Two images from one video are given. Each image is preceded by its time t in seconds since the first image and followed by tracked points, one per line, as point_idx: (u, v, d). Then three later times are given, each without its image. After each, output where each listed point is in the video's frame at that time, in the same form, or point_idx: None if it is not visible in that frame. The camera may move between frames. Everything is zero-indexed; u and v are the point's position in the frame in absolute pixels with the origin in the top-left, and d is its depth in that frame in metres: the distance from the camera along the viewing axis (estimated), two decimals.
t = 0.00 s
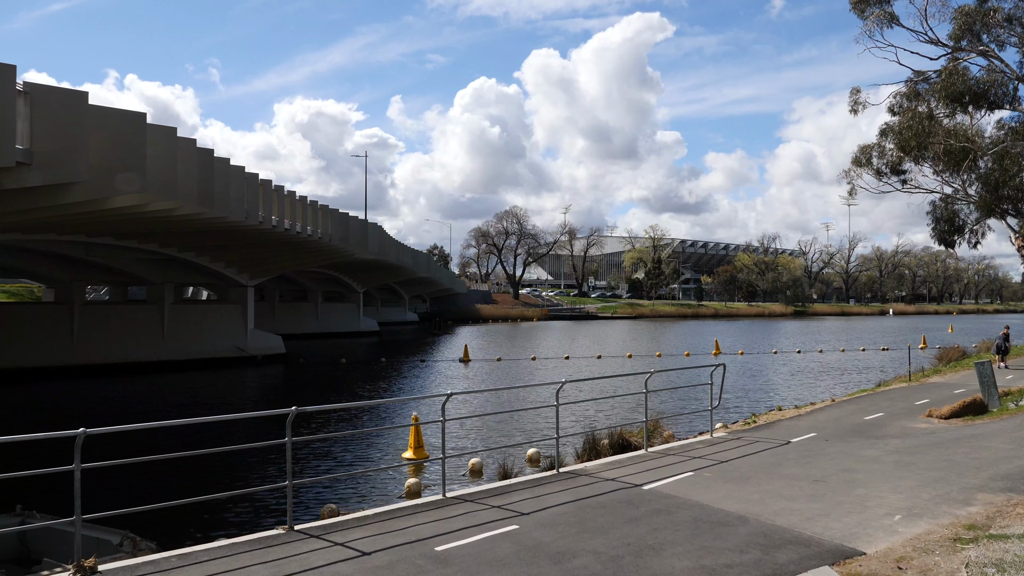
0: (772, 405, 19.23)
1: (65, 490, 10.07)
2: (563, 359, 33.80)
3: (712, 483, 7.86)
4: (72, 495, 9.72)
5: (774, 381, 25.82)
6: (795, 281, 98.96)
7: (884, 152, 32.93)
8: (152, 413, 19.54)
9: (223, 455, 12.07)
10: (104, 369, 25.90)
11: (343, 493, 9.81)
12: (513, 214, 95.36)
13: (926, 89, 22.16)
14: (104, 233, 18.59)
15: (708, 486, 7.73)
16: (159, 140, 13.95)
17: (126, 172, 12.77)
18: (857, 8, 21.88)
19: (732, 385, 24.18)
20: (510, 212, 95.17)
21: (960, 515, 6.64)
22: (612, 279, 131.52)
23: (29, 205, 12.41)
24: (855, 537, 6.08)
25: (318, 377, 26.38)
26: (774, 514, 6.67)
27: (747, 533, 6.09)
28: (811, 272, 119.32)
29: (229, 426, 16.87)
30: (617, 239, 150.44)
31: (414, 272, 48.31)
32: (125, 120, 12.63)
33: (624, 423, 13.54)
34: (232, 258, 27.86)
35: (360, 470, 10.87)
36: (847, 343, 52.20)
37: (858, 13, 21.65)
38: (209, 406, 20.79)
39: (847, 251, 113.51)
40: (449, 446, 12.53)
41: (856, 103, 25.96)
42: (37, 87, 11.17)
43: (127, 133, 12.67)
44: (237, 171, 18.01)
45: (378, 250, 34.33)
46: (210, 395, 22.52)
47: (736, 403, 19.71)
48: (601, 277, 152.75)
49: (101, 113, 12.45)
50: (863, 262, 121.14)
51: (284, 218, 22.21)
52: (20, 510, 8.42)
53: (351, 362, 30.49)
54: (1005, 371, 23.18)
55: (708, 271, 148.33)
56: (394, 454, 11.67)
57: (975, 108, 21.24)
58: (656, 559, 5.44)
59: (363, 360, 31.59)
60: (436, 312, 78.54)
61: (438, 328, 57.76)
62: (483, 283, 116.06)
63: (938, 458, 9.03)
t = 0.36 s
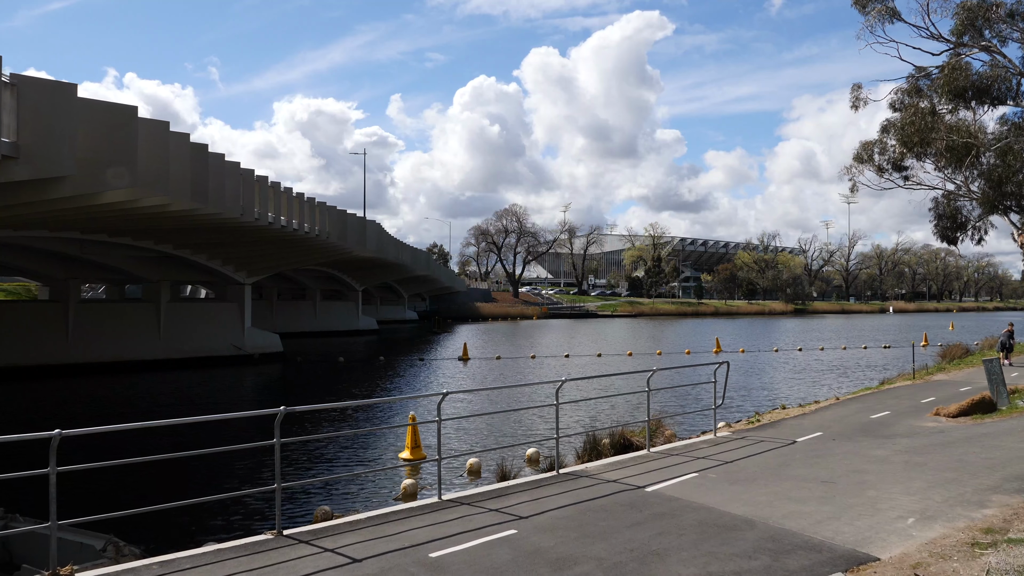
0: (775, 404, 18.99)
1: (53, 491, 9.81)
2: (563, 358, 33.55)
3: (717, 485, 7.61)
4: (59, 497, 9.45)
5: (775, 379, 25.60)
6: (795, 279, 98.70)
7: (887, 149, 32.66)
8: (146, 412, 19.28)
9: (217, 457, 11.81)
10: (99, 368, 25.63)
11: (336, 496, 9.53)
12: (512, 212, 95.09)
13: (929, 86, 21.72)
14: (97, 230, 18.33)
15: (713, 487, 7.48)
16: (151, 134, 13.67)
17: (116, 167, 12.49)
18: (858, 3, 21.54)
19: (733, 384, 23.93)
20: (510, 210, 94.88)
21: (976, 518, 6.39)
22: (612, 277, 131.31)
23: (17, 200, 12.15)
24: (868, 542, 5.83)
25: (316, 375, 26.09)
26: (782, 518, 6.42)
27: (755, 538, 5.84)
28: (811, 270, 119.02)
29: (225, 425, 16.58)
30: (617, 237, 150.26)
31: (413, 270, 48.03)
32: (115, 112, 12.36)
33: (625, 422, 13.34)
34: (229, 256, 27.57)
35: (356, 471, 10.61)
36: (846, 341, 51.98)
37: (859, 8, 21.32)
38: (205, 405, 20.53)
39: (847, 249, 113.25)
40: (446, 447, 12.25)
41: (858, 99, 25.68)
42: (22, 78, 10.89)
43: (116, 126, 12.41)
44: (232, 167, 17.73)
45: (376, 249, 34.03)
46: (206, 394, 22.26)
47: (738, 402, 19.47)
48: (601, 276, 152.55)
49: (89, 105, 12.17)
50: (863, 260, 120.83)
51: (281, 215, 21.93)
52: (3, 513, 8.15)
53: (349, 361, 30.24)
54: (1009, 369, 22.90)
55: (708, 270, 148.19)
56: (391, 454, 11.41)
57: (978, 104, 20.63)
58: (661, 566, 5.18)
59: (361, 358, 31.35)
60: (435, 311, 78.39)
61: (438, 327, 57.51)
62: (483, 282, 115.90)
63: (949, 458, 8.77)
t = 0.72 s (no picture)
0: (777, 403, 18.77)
1: (43, 489, 9.62)
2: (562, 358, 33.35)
3: (722, 483, 7.40)
4: (47, 496, 9.23)
5: (777, 378, 25.40)
6: (795, 279, 98.47)
7: (888, 146, 32.36)
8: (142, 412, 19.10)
9: (211, 455, 11.61)
10: (95, 368, 25.43)
11: (331, 495, 9.33)
12: (512, 212, 94.88)
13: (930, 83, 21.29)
14: (91, 228, 18.12)
15: (718, 486, 7.28)
16: (146, 129, 13.46)
17: (108, 162, 12.27)
18: None
19: (735, 382, 23.73)
20: (509, 210, 94.65)
21: (990, 516, 6.18)
22: (612, 278, 131.13)
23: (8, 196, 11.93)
24: (880, 541, 5.62)
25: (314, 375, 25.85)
26: (790, 517, 6.22)
27: (763, 537, 5.63)
28: (811, 270, 118.73)
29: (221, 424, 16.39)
30: (616, 237, 150.13)
31: (412, 269, 47.78)
32: (107, 106, 12.16)
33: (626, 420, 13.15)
34: (225, 254, 27.35)
35: (351, 470, 10.41)
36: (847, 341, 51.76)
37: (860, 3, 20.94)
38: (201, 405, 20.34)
39: (847, 249, 113.05)
40: (444, 445, 12.03)
41: (858, 96, 25.46)
42: (13, 71, 10.67)
43: (108, 119, 12.19)
44: (228, 163, 17.51)
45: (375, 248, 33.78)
46: (202, 394, 22.03)
47: (740, 401, 19.26)
48: (600, 276, 152.39)
49: (80, 99, 11.95)
50: (862, 260, 120.59)
51: (277, 213, 21.70)
52: None
53: (347, 361, 30.04)
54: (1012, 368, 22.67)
55: (707, 270, 148.04)
56: (388, 452, 11.20)
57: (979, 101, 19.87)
58: (665, 567, 4.98)
59: (360, 358, 31.15)
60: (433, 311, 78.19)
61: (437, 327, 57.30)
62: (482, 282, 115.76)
63: (959, 456, 8.57)
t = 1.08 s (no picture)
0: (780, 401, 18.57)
1: (33, 479, 9.43)
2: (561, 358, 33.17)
3: (727, 478, 7.21)
4: (38, 486, 9.05)
5: (778, 376, 25.22)
6: (795, 280, 98.27)
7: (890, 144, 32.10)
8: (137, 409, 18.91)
9: (205, 447, 11.41)
10: (92, 366, 25.24)
11: (327, 488, 9.14)
12: (512, 213, 94.72)
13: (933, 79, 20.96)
14: (87, 223, 17.94)
15: (723, 480, 7.08)
16: (141, 122, 13.27)
17: (104, 154, 12.11)
18: None
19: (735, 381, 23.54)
20: (508, 211, 94.49)
21: (1006, 510, 5.99)
22: (612, 279, 130.92)
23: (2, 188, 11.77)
24: (893, 535, 5.43)
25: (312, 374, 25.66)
26: (798, 511, 6.03)
27: (773, 531, 5.44)
28: (812, 272, 118.48)
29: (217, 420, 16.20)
30: (616, 239, 150.07)
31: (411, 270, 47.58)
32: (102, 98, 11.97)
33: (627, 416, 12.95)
34: (223, 252, 27.14)
35: (348, 465, 10.22)
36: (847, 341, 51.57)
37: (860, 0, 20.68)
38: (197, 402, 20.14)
39: (847, 250, 112.90)
40: (442, 440, 11.88)
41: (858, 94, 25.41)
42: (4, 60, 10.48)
43: (102, 111, 12.00)
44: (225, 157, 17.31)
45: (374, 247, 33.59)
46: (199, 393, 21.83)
47: (741, 399, 19.06)
48: (600, 277, 152.21)
49: (74, 91, 11.77)
50: (862, 261, 120.42)
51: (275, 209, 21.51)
52: None
53: (345, 360, 29.87)
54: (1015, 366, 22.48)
55: (707, 271, 147.94)
56: (385, 447, 11.02)
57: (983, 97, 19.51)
58: (672, 561, 4.78)
59: (358, 357, 30.97)
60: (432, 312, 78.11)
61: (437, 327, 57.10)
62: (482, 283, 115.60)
63: (969, 450, 8.37)
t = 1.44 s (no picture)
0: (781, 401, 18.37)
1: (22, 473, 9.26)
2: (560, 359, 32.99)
3: (731, 474, 7.02)
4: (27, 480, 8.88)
5: (778, 377, 25.01)
6: (795, 283, 98.05)
7: (891, 144, 31.87)
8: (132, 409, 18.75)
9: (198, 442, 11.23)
10: (88, 366, 25.07)
11: (321, 485, 8.96)
12: (512, 216, 94.59)
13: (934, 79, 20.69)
14: (82, 221, 17.80)
15: (727, 476, 6.89)
16: (135, 116, 13.10)
17: (96, 148, 11.95)
18: None
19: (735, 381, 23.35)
20: (507, 214, 94.35)
21: (1019, 506, 5.80)
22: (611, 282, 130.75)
23: None
24: (905, 530, 5.24)
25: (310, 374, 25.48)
26: (805, 507, 5.84)
27: (780, 527, 5.24)
28: (811, 275, 118.23)
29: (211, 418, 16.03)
30: (616, 242, 149.92)
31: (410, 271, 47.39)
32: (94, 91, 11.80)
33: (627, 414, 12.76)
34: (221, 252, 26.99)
35: (342, 462, 10.04)
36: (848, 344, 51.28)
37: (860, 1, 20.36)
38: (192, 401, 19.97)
39: (847, 253, 112.69)
40: (438, 436, 11.69)
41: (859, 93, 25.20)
42: None
43: (94, 104, 11.83)
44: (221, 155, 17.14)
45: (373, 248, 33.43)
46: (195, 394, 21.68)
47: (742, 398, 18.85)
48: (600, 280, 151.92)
49: (66, 84, 11.58)
50: (862, 264, 120.19)
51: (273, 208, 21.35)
52: None
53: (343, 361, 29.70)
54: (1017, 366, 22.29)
55: (707, 274, 147.78)
56: (381, 445, 10.84)
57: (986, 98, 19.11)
58: (675, 557, 4.59)
59: (356, 359, 30.78)
60: (431, 314, 77.98)
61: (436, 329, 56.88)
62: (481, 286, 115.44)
63: (977, 447, 8.19)
